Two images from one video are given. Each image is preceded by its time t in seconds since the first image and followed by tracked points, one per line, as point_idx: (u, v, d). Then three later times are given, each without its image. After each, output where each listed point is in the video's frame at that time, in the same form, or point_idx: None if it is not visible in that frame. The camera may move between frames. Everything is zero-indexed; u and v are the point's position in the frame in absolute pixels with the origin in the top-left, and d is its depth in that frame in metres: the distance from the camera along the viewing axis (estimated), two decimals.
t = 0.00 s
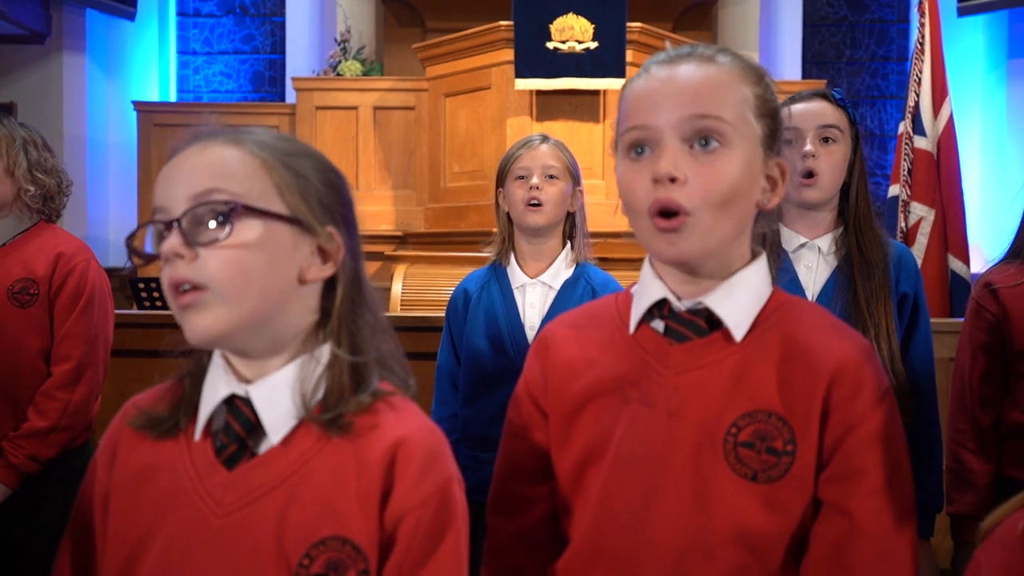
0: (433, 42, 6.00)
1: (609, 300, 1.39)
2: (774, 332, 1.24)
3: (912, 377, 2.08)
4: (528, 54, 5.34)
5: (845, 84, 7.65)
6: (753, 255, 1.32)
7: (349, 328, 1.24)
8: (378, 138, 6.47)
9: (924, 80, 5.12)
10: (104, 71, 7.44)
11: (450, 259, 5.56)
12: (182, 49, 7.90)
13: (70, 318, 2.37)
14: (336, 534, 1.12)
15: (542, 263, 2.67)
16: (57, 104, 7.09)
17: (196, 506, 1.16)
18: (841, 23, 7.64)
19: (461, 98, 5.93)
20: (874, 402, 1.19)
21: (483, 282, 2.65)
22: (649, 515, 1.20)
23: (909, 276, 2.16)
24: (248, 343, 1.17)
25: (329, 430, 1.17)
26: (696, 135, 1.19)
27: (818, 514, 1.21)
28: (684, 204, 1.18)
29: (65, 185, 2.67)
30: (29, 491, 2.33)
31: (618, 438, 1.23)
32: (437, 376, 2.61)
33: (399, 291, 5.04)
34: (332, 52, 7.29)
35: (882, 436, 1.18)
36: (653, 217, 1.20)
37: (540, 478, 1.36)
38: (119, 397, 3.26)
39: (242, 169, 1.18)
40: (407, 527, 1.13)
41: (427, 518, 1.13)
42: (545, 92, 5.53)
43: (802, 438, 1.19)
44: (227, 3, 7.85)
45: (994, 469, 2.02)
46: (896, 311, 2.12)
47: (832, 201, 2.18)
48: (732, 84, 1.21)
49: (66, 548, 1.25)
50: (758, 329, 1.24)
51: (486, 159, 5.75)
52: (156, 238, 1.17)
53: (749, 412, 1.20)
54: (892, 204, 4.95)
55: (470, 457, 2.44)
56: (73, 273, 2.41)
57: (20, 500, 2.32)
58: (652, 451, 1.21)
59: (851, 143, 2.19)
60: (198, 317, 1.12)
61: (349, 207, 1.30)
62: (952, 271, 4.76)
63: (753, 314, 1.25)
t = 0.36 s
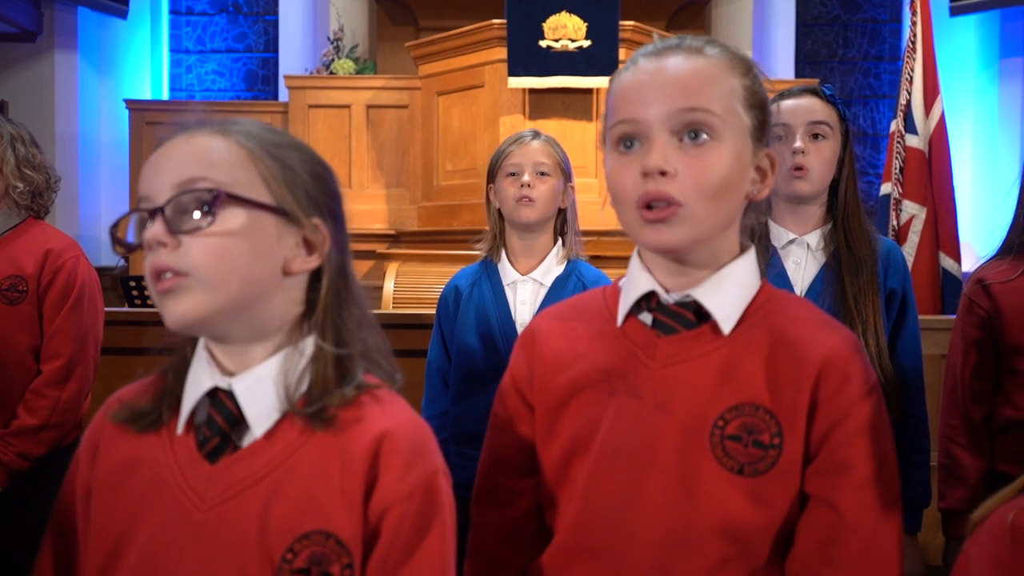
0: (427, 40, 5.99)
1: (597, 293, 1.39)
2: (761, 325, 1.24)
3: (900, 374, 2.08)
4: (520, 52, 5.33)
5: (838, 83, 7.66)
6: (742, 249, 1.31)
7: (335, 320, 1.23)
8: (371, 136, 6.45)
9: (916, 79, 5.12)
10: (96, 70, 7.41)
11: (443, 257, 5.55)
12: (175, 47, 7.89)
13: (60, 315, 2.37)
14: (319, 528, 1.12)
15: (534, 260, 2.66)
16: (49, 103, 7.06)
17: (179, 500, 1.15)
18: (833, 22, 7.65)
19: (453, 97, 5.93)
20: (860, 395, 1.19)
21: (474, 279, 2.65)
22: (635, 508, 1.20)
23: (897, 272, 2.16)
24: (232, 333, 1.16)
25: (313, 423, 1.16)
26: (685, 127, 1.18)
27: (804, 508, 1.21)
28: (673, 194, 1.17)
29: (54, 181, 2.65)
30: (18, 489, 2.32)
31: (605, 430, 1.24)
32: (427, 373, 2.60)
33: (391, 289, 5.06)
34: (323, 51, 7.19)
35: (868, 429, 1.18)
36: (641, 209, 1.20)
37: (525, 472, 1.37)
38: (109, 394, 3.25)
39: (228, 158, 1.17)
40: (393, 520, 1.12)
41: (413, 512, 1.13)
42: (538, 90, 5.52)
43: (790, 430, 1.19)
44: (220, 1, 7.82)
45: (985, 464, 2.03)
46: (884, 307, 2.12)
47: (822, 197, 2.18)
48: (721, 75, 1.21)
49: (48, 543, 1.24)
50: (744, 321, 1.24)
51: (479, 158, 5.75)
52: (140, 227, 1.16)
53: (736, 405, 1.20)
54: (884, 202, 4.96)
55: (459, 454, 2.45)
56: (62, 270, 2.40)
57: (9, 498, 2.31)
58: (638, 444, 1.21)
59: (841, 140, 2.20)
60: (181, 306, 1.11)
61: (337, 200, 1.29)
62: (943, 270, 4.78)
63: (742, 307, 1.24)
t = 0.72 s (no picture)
0: (413, 38, 5.98)
1: (578, 288, 1.39)
2: (740, 319, 1.24)
3: (877, 370, 2.10)
4: (506, 51, 5.33)
5: (824, 83, 7.68)
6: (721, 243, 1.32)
7: (312, 316, 1.23)
8: (357, 135, 6.42)
9: (899, 77, 5.14)
10: (81, 68, 7.34)
11: (431, 256, 5.55)
12: (160, 45, 7.84)
13: (40, 313, 2.35)
14: (294, 525, 1.11)
15: (518, 257, 2.66)
16: (33, 101, 6.99)
17: (155, 495, 1.14)
18: (819, 22, 7.66)
19: (440, 95, 5.92)
20: (837, 388, 1.20)
21: (458, 277, 2.64)
22: (613, 502, 1.20)
23: (875, 268, 2.17)
24: (207, 330, 1.15)
25: (290, 420, 1.15)
26: (663, 123, 1.18)
27: (782, 501, 1.21)
28: (652, 193, 1.17)
29: (35, 177, 2.63)
30: None
31: (585, 424, 1.24)
32: (411, 370, 2.60)
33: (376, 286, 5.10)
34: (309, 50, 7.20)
35: (845, 421, 1.19)
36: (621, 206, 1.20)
37: (505, 466, 1.37)
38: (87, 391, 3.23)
39: (204, 152, 1.16)
40: (369, 516, 1.12)
41: (390, 507, 1.13)
42: (524, 88, 5.50)
43: (768, 423, 1.19)
44: None
45: (965, 458, 2.04)
46: (862, 303, 2.13)
47: (802, 194, 2.19)
48: (697, 70, 1.21)
49: (21, 540, 1.23)
50: (724, 316, 1.24)
51: (466, 156, 5.75)
52: (114, 220, 1.15)
53: (715, 398, 1.20)
54: (867, 200, 4.99)
55: (444, 451, 2.44)
56: (43, 267, 2.37)
57: None
58: (616, 439, 1.21)
59: (820, 137, 2.21)
60: (157, 302, 1.11)
61: (316, 194, 1.28)
62: (926, 267, 4.82)
63: (721, 301, 1.25)
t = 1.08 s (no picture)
0: (396, 38, 5.98)
1: (554, 283, 1.41)
2: (710, 313, 1.27)
3: (851, 366, 2.13)
4: (490, 50, 5.34)
5: (806, 84, 7.70)
6: (693, 240, 1.34)
7: (284, 310, 1.24)
8: (340, 134, 6.40)
9: (878, 78, 5.18)
10: (62, 67, 7.27)
11: (415, 255, 5.58)
12: (141, 44, 7.81)
13: (19, 309, 2.35)
14: (264, 512, 1.13)
15: (499, 254, 2.68)
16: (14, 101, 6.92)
17: (125, 486, 1.16)
18: (801, 24, 7.68)
19: (423, 95, 5.94)
20: (805, 379, 1.22)
21: (440, 273, 2.66)
22: (584, 493, 1.23)
23: (850, 265, 2.21)
24: (180, 321, 1.17)
25: (259, 410, 1.17)
26: (634, 120, 1.21)
27: (751, 490, 1.24)
28: (622, 185, 1.19)
29: (15, 176, 2.63)
30: None
31: (558, 417, 1.26)
32: (392, 366, 2.61)
33: (359, 286, 5.29)
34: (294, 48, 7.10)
35: (812, 411, 1.22)
36: (589, 197, 1.22)
37: (481, 460, 1.38)
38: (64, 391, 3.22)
39: (182, 145, 1.18)
40: (339, 504, 1.14)
41: (360, 496, 1.14)
42: (508, 88, 5.53)
43: (736, 414, 1.22)
44: None
45: (935, 451, 2.08)
46: (837, 300, 2.16)
47: (777, 191, 2.23)
48: (667, 68, 1.24)
49: None
50: (691, 310, 1.27)
51: (449, 156, 5.76)
52: (89, 208, 1.16)
53: (685, 390, 1.23)
54: (847, 200, 5.04)
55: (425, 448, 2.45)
56: (22, 264, 2.37)
57: None
58: (588, 430, 1.24)
59: (797, 136, 2.25)
60: (128, 291, 1.12)
61: (293, 191, 1.30)
62: (905, 267, 4.86)
63: (692, 295, 1.27)
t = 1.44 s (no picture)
0: (376, 37, 5.99)
1: (524, 281, 1.44)
2: (677, 309, 1.31)
3: (825, 363, 2.16)
4: (469, 50, 5.35)
5: (784, 85, 7.74)
6: (660, 236, 1.38)
7: (262, 307, 1.26)
8: (319, 133, 6.35)
9: (853, 80, 5.23)
10: (37, 63, 7.21)
11: (394, 254, 5.59)
12: (119, 41, 7.77)
13: None
14: (242, 509, 1.14)
15: (476, 252, 2.71)
16: None
17: (101, 482, 1.16)
18: (779, 25, 7.73)
19: (403, 94, 5.95)
20: (769, 372, 1.26)
21: (418, 271, 2.67)
22: (556, 487, 1.25)
23: (825, 263, 2.24)
24: (160, 323, 1.18)
25: (238, 408, 1.18)
26: (601, 109, 1.25)
27: (718, 483, 1.28)
28: (586, 170, 1.23)
29: None
30: None
31: (529, 413, 1.29)
32: (370, 364, 2.61)
33: (337, 285, 5.31)
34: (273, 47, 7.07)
35: (778, 402, 1.25)
36: (557, 186, 1.26)
37: (454, 457, 1.40)
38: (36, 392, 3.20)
39: (157, 143, 1.18)
40: (317, 500, 1.15)
41: (338, 491, 1.16)
42: (488, 88, 5.57)
43: (702, 407, 1.26)
44: None
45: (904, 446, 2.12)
46: (811, 298, 2.19)
47: (752, 192, 2.27)
48: (635, 62, 1.28)
49: None
50: (661, 306, 1.31)
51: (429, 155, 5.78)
52: (64, 208, 1.16)
53: (652, 385, 1.26)
54: (823, 200, 5.09)
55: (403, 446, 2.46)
56: None
57: None
58: (558, 425, 1.27)
59: (773, 136, 2.28)
60: (107, 289, 1.13)
61: (266, 187, 1.31)
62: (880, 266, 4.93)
63: (659, 292, 1.31)
